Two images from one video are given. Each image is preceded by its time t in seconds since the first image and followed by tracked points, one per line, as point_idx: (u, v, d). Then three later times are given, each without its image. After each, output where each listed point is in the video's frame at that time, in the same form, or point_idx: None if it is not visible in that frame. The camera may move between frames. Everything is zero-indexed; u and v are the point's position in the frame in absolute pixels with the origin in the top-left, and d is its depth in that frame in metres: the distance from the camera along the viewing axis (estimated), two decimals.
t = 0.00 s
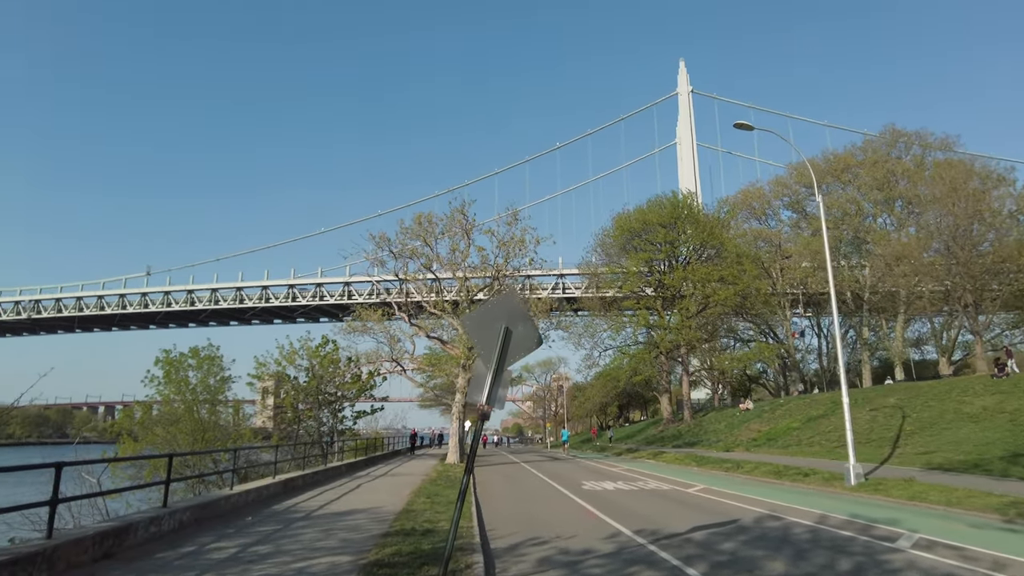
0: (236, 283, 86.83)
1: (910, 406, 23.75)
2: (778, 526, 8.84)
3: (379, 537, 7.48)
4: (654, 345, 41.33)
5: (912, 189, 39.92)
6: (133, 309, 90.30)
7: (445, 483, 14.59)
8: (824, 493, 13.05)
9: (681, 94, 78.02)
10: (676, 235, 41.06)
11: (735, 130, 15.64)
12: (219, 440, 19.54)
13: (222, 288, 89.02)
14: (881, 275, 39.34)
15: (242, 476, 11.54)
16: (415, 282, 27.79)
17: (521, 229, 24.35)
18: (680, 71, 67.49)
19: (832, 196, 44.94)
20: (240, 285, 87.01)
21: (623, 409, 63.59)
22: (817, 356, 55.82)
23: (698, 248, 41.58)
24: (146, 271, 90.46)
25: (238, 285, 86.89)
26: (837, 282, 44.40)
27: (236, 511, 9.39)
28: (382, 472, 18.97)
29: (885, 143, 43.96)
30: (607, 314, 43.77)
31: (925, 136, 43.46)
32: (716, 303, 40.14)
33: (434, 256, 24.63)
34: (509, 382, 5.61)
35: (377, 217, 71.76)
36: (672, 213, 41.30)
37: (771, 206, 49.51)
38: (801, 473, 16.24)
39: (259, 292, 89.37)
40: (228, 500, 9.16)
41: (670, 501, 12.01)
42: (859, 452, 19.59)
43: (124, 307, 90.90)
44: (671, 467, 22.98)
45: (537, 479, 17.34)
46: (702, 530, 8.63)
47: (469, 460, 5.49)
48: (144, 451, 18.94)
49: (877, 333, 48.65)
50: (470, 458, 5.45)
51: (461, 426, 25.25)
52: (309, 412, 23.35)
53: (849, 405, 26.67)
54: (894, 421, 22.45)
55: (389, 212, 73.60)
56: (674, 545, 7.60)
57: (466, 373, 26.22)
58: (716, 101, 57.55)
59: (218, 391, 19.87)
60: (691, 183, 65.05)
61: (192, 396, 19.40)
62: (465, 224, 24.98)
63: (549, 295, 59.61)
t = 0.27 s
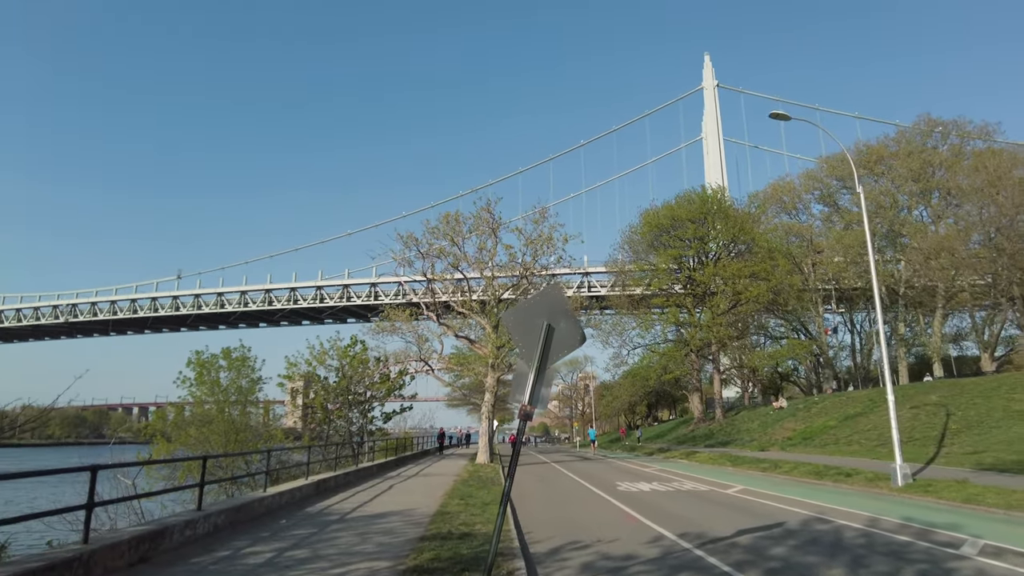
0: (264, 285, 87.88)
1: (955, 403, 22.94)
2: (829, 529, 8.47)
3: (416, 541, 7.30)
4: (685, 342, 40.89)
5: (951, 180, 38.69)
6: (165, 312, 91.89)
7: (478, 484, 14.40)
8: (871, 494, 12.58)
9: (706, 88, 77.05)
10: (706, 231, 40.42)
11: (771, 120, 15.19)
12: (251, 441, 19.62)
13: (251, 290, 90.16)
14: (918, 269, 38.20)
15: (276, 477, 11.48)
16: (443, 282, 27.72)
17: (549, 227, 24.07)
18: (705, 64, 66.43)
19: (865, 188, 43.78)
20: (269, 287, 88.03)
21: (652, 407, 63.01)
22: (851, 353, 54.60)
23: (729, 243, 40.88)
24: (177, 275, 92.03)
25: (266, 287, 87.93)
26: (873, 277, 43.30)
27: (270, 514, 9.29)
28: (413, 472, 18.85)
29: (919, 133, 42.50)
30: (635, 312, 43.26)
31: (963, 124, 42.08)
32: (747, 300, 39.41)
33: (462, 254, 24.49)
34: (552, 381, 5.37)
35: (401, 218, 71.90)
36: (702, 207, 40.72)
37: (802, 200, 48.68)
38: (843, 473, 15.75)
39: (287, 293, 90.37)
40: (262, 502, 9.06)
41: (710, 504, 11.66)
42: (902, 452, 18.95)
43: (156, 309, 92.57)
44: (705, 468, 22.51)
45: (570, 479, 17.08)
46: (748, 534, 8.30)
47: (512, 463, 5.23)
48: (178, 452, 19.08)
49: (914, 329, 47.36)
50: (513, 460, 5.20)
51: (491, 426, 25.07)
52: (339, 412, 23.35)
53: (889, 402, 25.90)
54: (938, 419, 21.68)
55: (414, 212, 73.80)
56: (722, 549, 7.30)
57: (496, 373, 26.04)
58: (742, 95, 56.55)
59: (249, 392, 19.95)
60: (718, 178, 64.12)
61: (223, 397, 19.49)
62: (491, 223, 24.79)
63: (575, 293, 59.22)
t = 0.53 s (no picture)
0: (281, 285, 88.34)
1: (987, 402, 22.31)
2: (869, 531, 8.12)
3: (441, 542, 7.08)
4: (705, 339, 40.42)
5: (978, 173, 37.83)
6: (183, 311, 92.69)
7: (499, 483, 14.15)
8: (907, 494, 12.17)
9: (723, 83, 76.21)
10: (726, 227, 39.94)
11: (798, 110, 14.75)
12: (270, 439, 19.53)
13: (269, 289, 90.73)
14: (944, 265, 37.39)
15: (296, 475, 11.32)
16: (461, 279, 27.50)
17: (568, 223, 23.75)
18: (722, 59, 65.65)
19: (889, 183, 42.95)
20: (286, 286, 88.49)
21: (671, 405, 62.47)
22: (873, 350, 53.72)
23: (749, 239, 40.36)
24: (195, 275, 92.78)
25: (283, 287, 88.40)
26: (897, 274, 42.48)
27: (290, 513, 9.10)
28: (433, 471, 18.66)
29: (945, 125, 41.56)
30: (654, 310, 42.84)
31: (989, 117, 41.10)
32: (768, 297, 38.83)
33: (480, 251, 24.24)
34: (586, 376, 5.11)
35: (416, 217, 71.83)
36: (722, 203, 40.27)
37: (823, 195, 47.96)
38: (874, 473, 15.32)
39: (304, 293, 90.77)
40: (282, 501, 8.88)
41: (740, 504, 11.32)
42: (934, 451, 18.43)
43: (176, 309, 93.44)
44: (728, 467, 22.08)
45: (592, 478, 16.81)
46: (785, 535, 7.98)
47: (545, 462, 4.98)
48: (197, 450, 19.02)
49: (939, 327, 46.45)
50: (546, 459, 4.96)
51: (509, 424, 24.83)
52: (357, 410, 23.21)
53: (917, 400, 25.29)
54: (970, 418, 21.09)
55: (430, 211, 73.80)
56: (761, 552, 7.00)
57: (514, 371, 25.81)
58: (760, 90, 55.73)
59: (268, 390, 19.86)
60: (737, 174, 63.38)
61: (242, 395, 19.41)
62: (509, 220, 24.53)
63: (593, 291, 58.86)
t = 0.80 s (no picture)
0: (299, 285, 88.81)
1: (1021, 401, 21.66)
2: (915, 537, 7.74)
3: (469, 547, 6.83)
4: (726, 338, 39.89)
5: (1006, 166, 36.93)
6: (203, 312, 93.54)
7: (522, 484, 13.90)
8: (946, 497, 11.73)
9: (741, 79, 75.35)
10: (746, 224, 39.41)
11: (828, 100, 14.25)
12: (290, 438, 19.46)
13: (286, 289, 91.21)
14: (972, 261, 36.54)
15: (316, 476, 11.15)
16: (479, 278, 27.26)
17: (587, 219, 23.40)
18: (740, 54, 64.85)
19: (913, 177, 42.07)
20: (303, 286, 88.95)
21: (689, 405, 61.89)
22: (897, 348, 52.77)
23: (770, 235, 39.79)
24: (214, 275, 93.59)
25: (300, 286, 88.89)
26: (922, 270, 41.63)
27: (312, 516, 8.92)
28: (453, 471, 18.44)
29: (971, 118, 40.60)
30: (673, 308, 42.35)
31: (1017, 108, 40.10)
32: (791, 294, 38.21)
33: (499, 249, 23.97)
34: (626, 375, 4.83)
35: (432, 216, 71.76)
36: (743, 199, 39.78)
37: (845, 190, 47.13)
38: (908, 474, 14.85)
39: (321, 292, 91.18)
40: (304, 504, 8.70)
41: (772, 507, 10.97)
42: (968, 452, 17.88)
43: (195, 309, 94.23)
44: (752, 467, 21.66)
45: (615, 479, 16.50)
46: (826, 541, 7.63)
47: (583, 467, 4.71)
48: (217, 450, 18.96)
49: (966, 324, 45.46)
50: (584, 463, 4.68)
51: (530, 424, 24.55)
52: (376, 409, 23.09)
53: (947, 398, 24.66)
54: (1004, 417, 20.48)
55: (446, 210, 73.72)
56: (804, 559, 6.66)
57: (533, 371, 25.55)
58: (779, 85, 54.88)
59: (287, 389, 19.78)
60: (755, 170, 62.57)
61: (261, 395, 19.30)
62: (528, 217, 24.24)
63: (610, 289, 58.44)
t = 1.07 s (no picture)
0: (321, 285, 89.35)
1: None
2: (971, 543, 7.33)
3: (503, 551, 6.57)
4: (752, 336, 39.22)
5: None
6: (226, 312, 94.54)
7: (549, 485, 13.60)
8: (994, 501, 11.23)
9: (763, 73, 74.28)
10: (773, 220, 38.76)
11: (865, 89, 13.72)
12: (314, 437, 19.38)
13: (309, 289, 91.80)
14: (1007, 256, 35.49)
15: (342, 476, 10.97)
16: (501, 276, 27.00)
17: (612, 215, 23.01)
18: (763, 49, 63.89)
19: (944, 171, 41.00)
20: (325, 286, 89.47)
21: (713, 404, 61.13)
22: (927, 346, 51.59)
23: (798, 230, 39.09)
24: (237, 275, 94.52)
25: (322, 287, 89.44)
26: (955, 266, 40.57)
27: (338, 517, 8.72)
28: (478, 471, 18.20)
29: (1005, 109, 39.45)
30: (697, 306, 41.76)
31: None
32: (819, 291, 37.44)
33: (522, 246, 23.68)
34: (673, 372, 4.56)
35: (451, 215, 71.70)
36: (769, 194, 39.13)
37: (873, 185, 46.12)
38: (949, 476, 14.31)
39: (343, 292, 91.64)
40: (330, 505, 8.50)
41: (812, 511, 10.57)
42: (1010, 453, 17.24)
43: (219, 309, 95.20)
44: (783, 468, 21.16)
45: (643, 480, 16.15)
46: (876, 547, 7.24)
47: (628, 468, 4.44)
48: (241, 449, 18.92)
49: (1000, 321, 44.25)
50: (630, 465, 4.41)
51: (554, 423, 24.24)
52: (399, 408, 22.95)
53: (984, 398, 23.89)
54: None
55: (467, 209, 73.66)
56: (856, 567, 6.30)
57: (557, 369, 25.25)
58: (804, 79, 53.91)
59: (310, 387, 19.70)
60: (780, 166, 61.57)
61: (284, 394, 19.22)
62: (551, 213, 23.92)
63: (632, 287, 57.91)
